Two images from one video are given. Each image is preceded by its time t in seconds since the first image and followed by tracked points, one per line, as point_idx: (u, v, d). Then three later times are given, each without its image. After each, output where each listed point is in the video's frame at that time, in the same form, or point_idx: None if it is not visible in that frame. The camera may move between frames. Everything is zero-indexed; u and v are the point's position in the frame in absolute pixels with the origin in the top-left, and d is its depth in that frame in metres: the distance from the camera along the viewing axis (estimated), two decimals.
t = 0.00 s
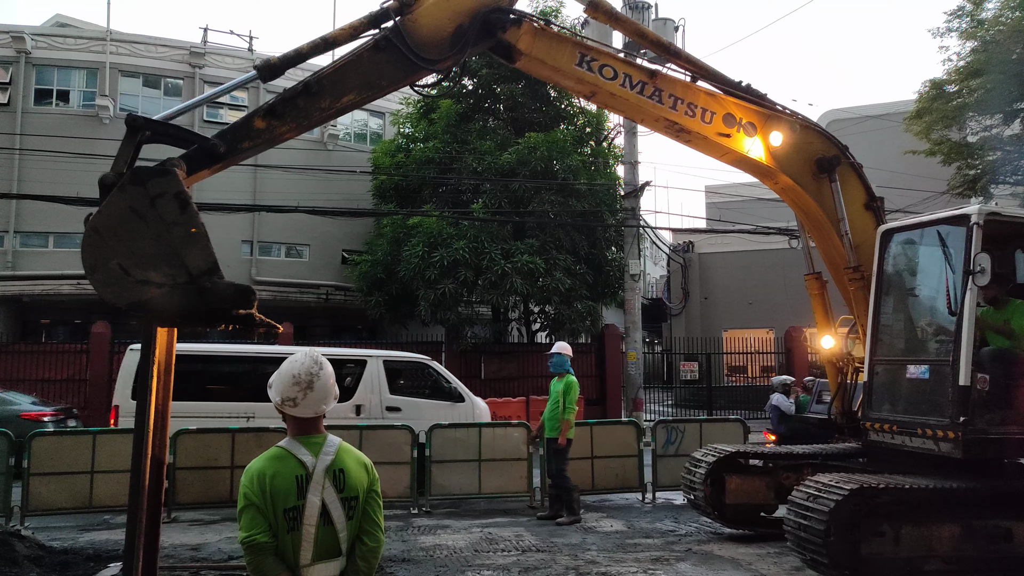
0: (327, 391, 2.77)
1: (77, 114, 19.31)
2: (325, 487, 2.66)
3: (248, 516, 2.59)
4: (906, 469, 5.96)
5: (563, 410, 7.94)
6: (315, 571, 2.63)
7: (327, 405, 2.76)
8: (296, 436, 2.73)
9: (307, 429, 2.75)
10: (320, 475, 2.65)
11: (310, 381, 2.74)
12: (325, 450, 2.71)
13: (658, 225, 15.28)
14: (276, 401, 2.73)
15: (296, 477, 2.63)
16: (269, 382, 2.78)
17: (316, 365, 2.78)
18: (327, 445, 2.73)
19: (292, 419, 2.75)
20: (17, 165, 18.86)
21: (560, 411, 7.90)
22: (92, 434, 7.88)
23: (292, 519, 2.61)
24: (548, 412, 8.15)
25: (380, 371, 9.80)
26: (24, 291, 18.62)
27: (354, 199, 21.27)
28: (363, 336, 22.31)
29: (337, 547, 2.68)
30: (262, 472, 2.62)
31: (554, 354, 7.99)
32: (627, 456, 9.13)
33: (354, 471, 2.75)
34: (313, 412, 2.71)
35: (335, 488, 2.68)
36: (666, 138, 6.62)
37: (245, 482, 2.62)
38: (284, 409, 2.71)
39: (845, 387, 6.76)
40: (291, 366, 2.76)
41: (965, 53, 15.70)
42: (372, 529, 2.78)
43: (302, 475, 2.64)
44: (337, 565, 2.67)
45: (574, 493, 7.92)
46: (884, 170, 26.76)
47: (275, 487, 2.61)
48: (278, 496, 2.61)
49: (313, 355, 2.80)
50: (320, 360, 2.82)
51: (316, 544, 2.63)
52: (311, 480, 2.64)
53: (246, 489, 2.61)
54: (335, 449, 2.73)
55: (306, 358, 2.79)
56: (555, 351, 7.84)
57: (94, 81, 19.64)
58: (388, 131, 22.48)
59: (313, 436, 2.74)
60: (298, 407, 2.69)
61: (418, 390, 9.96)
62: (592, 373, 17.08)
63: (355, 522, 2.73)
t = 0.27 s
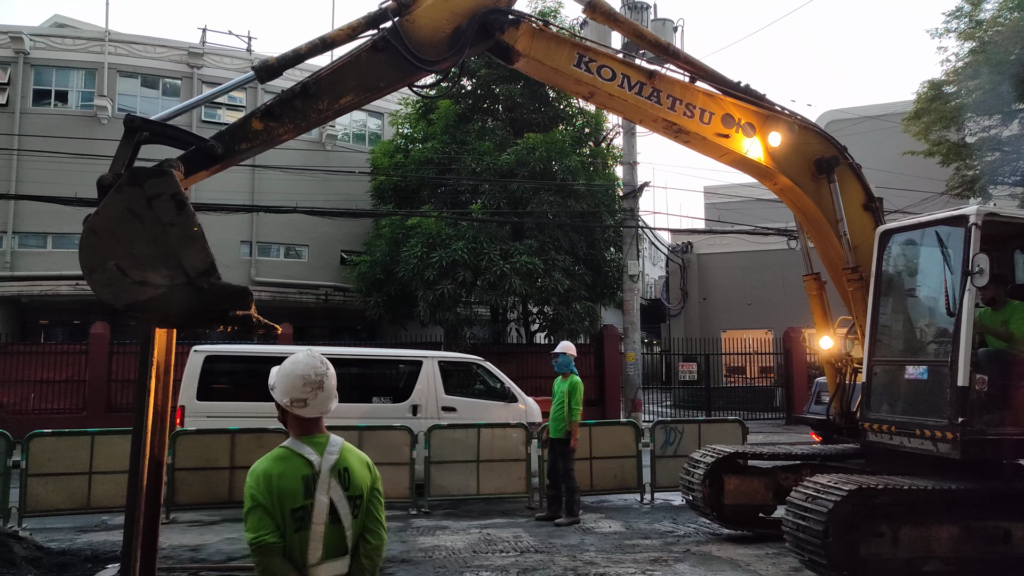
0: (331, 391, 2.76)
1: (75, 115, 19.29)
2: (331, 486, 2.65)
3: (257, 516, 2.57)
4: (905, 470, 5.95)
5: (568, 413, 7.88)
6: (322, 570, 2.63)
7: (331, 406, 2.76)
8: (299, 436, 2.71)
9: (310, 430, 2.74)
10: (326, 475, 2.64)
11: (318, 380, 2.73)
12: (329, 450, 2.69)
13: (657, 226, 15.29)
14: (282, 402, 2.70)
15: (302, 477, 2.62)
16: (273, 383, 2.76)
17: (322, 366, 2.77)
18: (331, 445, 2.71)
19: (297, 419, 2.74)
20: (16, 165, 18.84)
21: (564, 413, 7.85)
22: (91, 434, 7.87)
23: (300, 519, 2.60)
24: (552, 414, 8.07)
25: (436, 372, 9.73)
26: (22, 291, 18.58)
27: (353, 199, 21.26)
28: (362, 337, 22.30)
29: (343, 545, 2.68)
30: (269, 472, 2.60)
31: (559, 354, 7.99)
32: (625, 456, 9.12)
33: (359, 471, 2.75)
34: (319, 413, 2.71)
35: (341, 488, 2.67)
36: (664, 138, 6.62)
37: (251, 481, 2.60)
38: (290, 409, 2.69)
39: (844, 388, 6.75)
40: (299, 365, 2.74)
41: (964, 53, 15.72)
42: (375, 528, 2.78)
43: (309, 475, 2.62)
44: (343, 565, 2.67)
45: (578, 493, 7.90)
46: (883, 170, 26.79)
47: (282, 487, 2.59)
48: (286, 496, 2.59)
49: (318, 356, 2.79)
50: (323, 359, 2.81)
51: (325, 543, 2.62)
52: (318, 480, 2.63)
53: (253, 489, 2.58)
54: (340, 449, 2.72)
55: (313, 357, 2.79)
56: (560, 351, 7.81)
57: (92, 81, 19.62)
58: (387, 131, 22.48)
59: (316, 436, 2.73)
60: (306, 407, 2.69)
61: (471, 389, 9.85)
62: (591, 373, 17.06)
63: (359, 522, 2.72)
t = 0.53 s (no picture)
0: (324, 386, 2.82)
1: (67, 112, 19.18)
2: (339, 477, 2.67)
3: (277, 512, 2.45)
4: (897, 468, 5.98)
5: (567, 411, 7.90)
6: (336, 563, 2.59)
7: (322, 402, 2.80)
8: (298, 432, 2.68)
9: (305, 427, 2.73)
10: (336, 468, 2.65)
11: (321, 376, 2.78)
12: (330, 445, 2.70)
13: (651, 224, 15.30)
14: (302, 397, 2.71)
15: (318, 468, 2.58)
16: (269, 379, 2.70)
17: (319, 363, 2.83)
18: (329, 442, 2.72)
19: (296, 415, 2.72)
20: (7, 163, 18.72)
21: (563, 412, 7.86)
22: (83, 433, 7.83)
23: (317, 512, 2.54)
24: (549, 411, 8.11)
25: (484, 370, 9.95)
26: (13, 289, 18.47)
27: (347, 197, 21.21)
28: (356, 335, 22.27)
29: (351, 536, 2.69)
30: (291, 464, 2.52)
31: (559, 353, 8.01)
32: (619, 454, 9.13)
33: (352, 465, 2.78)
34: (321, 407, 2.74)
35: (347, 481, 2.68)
36: (659, 136, 6.62)
37: (268, 477, 2.48)
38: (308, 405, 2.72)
39: (837, 385, 6.76)
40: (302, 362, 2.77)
41: (956, 52, 15.77)
42: (364, 521, 2.83)
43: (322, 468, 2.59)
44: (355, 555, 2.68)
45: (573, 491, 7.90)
46: (875, 169, 26.88)
47: (306, 478, 2.52)
48: (307, 489, 2.52)
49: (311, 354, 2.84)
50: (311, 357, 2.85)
51: (340, 535, 2.60)
52: (332, 473, 2.62)
53: (273, 485, 2.46)
54: (338, 444, 2.74)
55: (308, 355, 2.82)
56: (559, 350, 7.84)
57: (84, 78, 19.52)
58: (381, 129, 22.43)
59: (312, 431, 2.72)
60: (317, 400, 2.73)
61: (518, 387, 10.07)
62: (585, 372, 17.07)
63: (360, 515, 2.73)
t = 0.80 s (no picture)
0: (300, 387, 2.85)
1: (67, 112, 19.18)
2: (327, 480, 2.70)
3: (284, 520, 2.42)
4: (898, 467, 5.98)
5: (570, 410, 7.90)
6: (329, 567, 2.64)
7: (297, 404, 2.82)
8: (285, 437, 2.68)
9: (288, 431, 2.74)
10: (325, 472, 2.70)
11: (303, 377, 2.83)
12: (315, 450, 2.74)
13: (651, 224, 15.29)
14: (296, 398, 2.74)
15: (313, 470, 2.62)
16: (256, 381, 2.66)
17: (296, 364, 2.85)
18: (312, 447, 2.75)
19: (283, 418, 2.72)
20: (7, 162, 18.72)
21: (566, 410, 7.86)
22: (84, 433, 7.84)
23: (314, 517, 2.57)
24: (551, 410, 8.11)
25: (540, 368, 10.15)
26: (14, 288, 18.48)
27: (347, 196, 21.20)
28: (356, 335, 22.28)
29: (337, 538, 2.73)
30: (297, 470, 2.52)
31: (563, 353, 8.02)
32: (619, 453, 9.14)
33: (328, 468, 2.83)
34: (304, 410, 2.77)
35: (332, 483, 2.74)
36: (660, 134, 6.62)
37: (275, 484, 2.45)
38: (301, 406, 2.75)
39: (838, 384, 6.76)
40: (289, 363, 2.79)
41: (956, 52, 15.77)
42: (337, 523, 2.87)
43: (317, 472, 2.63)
44: (344, 557, 2.71)
45: (574, 489, 7.93)
46: (875, 168, 26.87)
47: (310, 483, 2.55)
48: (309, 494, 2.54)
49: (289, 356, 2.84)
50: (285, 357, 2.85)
51: (334, 537, 2.66)
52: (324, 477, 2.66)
53: (281, 492, 2.44)
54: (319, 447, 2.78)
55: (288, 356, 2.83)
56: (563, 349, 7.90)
57: (84, 78, 19.52)
58: (381, 129, 22.43)
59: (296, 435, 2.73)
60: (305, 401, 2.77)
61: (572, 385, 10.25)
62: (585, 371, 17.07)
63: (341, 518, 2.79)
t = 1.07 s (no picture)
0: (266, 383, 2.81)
1: (65, 110, 19.15)
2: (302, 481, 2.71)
3: (263, 525, 2.43)
4: (897, 466, 5.98)
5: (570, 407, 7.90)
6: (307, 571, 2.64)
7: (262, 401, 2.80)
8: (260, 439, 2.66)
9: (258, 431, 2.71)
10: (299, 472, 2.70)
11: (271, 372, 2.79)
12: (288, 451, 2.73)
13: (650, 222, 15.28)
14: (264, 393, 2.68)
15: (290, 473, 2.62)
16: (220, 382, 2.62)
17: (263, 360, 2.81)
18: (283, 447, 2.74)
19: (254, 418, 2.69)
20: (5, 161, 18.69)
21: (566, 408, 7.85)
22: (81, 431, 7.83)
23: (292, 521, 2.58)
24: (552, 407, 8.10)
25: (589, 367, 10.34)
26: (11, 287, 18.44)
27: (346, 195, 21.18)
28: (355, 333, 22.27)
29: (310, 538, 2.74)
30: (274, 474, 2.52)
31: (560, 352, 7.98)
32: (618, 452, 9.14)
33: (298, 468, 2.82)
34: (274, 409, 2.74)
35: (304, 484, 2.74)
36: (661, 131, 6.61)
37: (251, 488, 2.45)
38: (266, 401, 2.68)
39: (837, 383, 6.76)
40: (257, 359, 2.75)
41: (955, 50, 15.77)
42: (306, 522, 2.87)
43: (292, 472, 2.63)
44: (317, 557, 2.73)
45: (571, 487, 7.95)
46: (874, 167, 26.87)
47: (288, 486, 2.54)
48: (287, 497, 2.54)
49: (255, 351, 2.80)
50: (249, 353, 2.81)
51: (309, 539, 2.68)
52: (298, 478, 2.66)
53: (258, 496, 2.44)
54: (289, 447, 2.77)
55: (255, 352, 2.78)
56: (559, 349, 7.86)
57: (82, 76, 19.48)
58: (380, 127, 22.41)
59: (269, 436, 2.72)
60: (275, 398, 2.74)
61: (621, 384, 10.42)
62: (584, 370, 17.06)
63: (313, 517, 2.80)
